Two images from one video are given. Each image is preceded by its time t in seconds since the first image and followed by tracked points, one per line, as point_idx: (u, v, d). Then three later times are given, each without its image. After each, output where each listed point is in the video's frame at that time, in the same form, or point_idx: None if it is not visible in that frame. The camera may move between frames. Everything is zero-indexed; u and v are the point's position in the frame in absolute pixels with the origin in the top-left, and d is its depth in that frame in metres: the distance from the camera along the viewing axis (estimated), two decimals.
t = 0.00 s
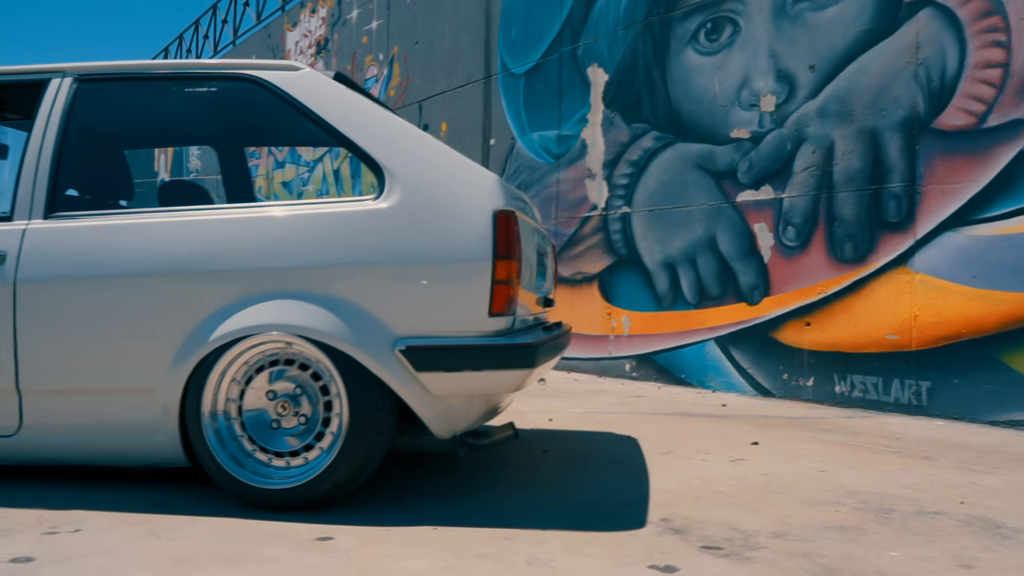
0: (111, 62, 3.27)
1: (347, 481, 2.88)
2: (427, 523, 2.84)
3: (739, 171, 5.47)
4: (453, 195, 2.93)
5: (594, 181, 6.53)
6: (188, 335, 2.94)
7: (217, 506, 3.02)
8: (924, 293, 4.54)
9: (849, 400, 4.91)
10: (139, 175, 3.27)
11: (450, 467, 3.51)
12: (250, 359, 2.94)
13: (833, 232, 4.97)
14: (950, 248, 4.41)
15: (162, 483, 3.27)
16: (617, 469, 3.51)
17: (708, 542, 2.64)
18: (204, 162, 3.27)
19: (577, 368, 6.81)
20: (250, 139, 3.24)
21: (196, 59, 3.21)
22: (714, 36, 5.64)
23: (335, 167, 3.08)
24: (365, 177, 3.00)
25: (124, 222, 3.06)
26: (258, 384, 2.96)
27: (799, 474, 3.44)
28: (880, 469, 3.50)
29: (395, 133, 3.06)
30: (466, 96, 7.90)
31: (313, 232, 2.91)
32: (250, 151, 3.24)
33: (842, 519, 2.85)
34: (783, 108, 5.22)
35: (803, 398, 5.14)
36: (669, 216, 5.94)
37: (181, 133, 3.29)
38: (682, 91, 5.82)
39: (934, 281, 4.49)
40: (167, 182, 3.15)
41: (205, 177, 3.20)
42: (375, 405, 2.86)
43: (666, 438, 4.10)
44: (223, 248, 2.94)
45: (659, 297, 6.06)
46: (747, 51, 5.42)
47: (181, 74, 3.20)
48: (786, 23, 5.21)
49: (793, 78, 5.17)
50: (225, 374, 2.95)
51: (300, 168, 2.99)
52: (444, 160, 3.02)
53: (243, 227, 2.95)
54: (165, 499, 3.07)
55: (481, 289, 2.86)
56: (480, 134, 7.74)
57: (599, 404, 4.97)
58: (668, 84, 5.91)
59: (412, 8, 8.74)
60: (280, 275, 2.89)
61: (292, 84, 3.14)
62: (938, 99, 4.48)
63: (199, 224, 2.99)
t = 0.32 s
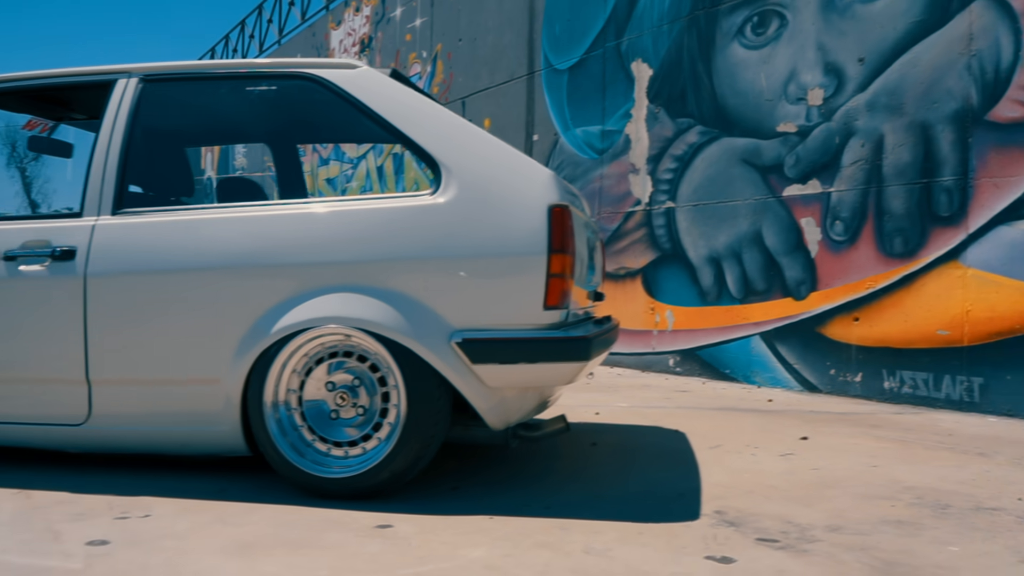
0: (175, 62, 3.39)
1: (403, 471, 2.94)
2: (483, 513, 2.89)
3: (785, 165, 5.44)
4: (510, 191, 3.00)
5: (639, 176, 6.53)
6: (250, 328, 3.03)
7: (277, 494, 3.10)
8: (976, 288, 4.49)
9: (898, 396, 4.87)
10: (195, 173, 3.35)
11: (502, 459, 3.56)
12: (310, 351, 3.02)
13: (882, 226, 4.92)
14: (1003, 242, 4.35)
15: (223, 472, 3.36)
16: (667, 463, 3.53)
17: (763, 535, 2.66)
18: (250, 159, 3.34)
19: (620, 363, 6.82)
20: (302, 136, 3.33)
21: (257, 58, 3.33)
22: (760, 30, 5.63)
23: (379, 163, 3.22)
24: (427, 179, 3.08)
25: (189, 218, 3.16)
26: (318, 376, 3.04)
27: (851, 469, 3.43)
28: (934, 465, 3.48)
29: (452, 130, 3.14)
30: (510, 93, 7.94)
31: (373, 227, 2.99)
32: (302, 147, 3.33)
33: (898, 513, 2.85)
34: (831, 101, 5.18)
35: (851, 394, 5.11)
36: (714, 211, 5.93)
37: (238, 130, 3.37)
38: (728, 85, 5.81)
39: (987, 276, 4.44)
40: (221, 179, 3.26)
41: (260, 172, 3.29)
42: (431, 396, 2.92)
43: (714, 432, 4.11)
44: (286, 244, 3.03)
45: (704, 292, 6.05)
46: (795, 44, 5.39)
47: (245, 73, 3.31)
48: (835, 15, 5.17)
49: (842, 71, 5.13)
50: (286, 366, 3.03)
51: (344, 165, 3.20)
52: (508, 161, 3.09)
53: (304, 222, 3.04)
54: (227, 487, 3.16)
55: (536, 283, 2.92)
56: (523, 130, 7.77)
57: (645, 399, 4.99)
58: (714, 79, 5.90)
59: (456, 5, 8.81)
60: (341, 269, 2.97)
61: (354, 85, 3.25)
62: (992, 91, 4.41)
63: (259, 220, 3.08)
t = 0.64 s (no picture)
0: (234, 60, 3.51)
1: (459, 461, 3.00)
2: (538, 502, 2.93)
3: (834, 158, 5.40)
4: (566, 183, 3.07)
5: (684, 170, 6.52)
6: (310, 319, 3.11)
7: (335, 482, 3.17)
8: None
9: (949, 391, 4.81)
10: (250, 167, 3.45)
11: (554, 450, 3.60)
12: (367, 342, 3.10)
13: (933, 219, 4.87)
14: None
15: (282, 460, 3.45)
16: (718, 455, 3.55)
17: (819, 526, 2.67)
18: (294, 155, 3.47)
19: (664, 357, 6.82)
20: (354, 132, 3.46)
21: (309, 56, 3.45)
22: (808, 22, 5.59)
23: (422, 159, 3.33)
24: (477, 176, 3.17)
25: (251, 212, 3.27)
26: (375, 367, 3.11)
27: (905, 463, 3.41)
28: (990, 460, 3.44)
29: (506, 124, 3.23)
30: (553, 88, 7.96)
31: (430, 220, 3.07)
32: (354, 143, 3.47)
33: (954, 507, 2.84)
34: (882, 93, 5.12)
35: (900, 389, 5.06)
36: (760, 205, 5.90)
37: (290, 127, 3.51)
38: (775, 78, 5.78)
39: None
40: (275, 173, 3.40)
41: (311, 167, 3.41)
42: (486, 385, 2.99)
43: (764, 426, 4.11)
44: (345, 236, 3.11)
45: (749, 286, 6.03)
46: (844, 36, 5.35)
47: (301, 70, 3.44)
48: (886, 6, 5.11)
49: (893, 63, 5.07)
50: (344, 356, 3.11)
51: (388, 160, 3.22)
52: (556, 150, 3.17)
53: (364, 216, 3.13)
54: (287, 474, 3.25)
55: (590, 275, 2.98)
56: (567, 124, 7.79)
57: (692, 393, 4.99)
58: (761, 71, 5.87)
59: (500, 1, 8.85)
60: (399, 262, 3.05)
61: (412, 82, 3.34)
62: None
63: (318, 213, 3.18)
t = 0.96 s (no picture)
0: (291, 57, 3.60)
1: (513, 450, 3.06)
2: (592, 491, 2.97)
3: (884, 150, 5.34)
4: (620, 174, 3.11)
5: (729, 163, 6.49)
6: (367, 310, 3.21)
7: (391, 470, 3.24)
8: None
9: (1003, 386, 4.74)
10: (310, 163, 3.57)
11: (606, 441, 3.63)
12: (422, 333, 3.18)
13: (987, 211, 4.79)
14: None
15: (338, 448, 3.53)
16: (770, 447, 3.55)
17: (875, 518, 2.66)
18: (339, 150, 3.63)
19: (710, 352, 6.80)
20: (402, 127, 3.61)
21: (363, 51, 3.52)
22: (858, 12, 5.53)
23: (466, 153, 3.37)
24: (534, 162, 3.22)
25: (311, 205, 3.36)
26: (430, 357, 3.19)
27: (960, 457, 3.39)
28: None
29: (560, 117, 3.27)
30: (597, 81, 7.95)
31: (485, 213, 3.13)
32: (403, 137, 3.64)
33: (1013, 501, 2.81)
34: (933, 84, 5.06)
35: (952, 383, 4.99)
36: (808, 198, 5.85)
37: (343, 121, 3.65)
38: (823, 69, 5.73)
39: None
40: (332, 167, 3.49)
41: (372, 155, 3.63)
42: (539, 375, 3.04)
43: (814, 419, 4.09)
44: (402, 228, 3.20)
45: (796, 280, 5.99)
46: (895, 26, 5.28)
47: (353, 64, 3.52)
48: None
49: (945, 52, 4.99)
50: (400, 346, 3.19)
51: (431, 156, 3.44)
52: (608, 141, 3.20)
53: (421, 208, 3.21)
54: (344, 462, 3.32)
55: (644, 266, 3.01)
56: (611, 118, 7.79)
57: (739, 387, 4.99)
58: (809, 62, 5.82)
59: None
60: (456, 254, 3.12)
61: (466, 76, 3.39)
62: None
63: (377, 206, 3.27)
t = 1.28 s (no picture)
0: (344, 52, 3.66)
1: (564, 439, 3.09)
2: (643, 480, 2.99)
3: (935, 141, 5.26)
4: (670, 164, 3.12)
5: (775, 155, 6.43)
6: (419, 300, 3.26)
7: (444, 458, 3.29)
8: None
9: None
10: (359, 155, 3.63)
11: (657, 432, 3.64)
12: (474, 323, 3.22)
13: None
14: None
15: (391, 436, 3.59)
16: (821, 439, 3.53)
17: (931, 509, 2.65)
18: (381, 145, 3.63)
19: (756, 346, 6.76)
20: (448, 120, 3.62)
21: (413, 45, 3.57)
22: None
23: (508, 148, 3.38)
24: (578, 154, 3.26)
25: (364, 197, 3.42)
26: (482, 347, 3.24)
27: (1017, 451, 3.34)
28: None
29: (611, 108, 3.28)
30: (640, 74, 7.93)
31: (536, 204, 3.16)
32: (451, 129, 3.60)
33: None
34: (986, 72, 4.97)
35: (1005, 378, 4.91)
36: (856, 189, 5.78)
37: (390, 116, 3.66)
38: (871, 59, 5.66)
39: None
40: (382, 160, 3.55)
41: (415, 150, 3.57)
42: (590, 365, 3.06)
43: (864, 412, 4.06)
44: (453, 219, 3.24)
45: (845, 273, 5.93)
46: (946, 14, 5.20)
47: (402, 58, 3.57)
48: None
49: (998, 41, 4.91)
50: (452, 336, 3.24)
51: (474, 149, 3.41)
52: (659, 132, 3.21)
53: (471, 199, 3.25)
54: (397, 450, 3.38)
55: (695, 257, 3.02)
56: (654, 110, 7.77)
57: (787, 380, 4.96)
58: (857, 52, 5.75)
59: None
60: (507, 245, 3.16)
61: (515, 69, 3.42)
62: None
63: (428, 197, 3.31)
